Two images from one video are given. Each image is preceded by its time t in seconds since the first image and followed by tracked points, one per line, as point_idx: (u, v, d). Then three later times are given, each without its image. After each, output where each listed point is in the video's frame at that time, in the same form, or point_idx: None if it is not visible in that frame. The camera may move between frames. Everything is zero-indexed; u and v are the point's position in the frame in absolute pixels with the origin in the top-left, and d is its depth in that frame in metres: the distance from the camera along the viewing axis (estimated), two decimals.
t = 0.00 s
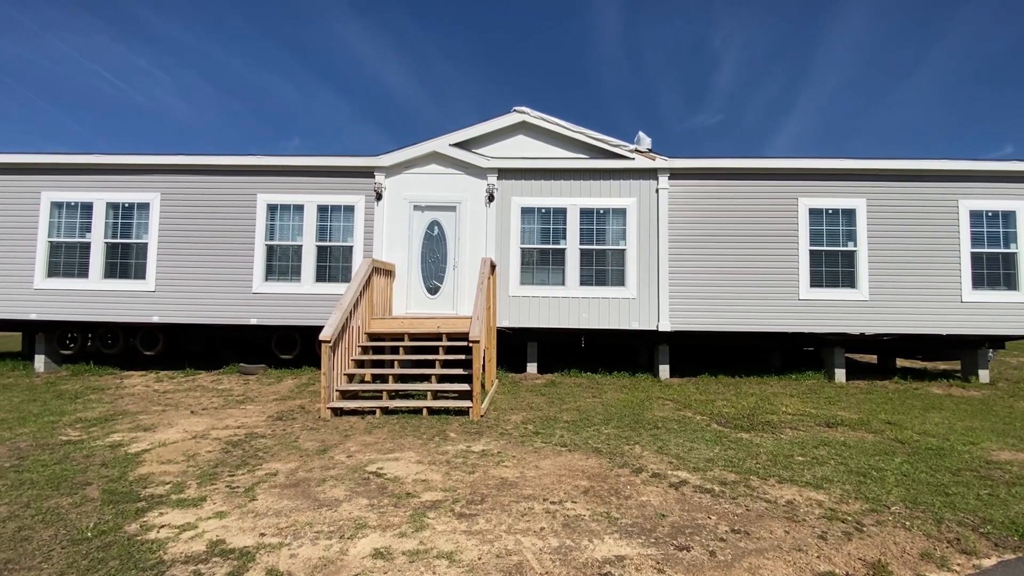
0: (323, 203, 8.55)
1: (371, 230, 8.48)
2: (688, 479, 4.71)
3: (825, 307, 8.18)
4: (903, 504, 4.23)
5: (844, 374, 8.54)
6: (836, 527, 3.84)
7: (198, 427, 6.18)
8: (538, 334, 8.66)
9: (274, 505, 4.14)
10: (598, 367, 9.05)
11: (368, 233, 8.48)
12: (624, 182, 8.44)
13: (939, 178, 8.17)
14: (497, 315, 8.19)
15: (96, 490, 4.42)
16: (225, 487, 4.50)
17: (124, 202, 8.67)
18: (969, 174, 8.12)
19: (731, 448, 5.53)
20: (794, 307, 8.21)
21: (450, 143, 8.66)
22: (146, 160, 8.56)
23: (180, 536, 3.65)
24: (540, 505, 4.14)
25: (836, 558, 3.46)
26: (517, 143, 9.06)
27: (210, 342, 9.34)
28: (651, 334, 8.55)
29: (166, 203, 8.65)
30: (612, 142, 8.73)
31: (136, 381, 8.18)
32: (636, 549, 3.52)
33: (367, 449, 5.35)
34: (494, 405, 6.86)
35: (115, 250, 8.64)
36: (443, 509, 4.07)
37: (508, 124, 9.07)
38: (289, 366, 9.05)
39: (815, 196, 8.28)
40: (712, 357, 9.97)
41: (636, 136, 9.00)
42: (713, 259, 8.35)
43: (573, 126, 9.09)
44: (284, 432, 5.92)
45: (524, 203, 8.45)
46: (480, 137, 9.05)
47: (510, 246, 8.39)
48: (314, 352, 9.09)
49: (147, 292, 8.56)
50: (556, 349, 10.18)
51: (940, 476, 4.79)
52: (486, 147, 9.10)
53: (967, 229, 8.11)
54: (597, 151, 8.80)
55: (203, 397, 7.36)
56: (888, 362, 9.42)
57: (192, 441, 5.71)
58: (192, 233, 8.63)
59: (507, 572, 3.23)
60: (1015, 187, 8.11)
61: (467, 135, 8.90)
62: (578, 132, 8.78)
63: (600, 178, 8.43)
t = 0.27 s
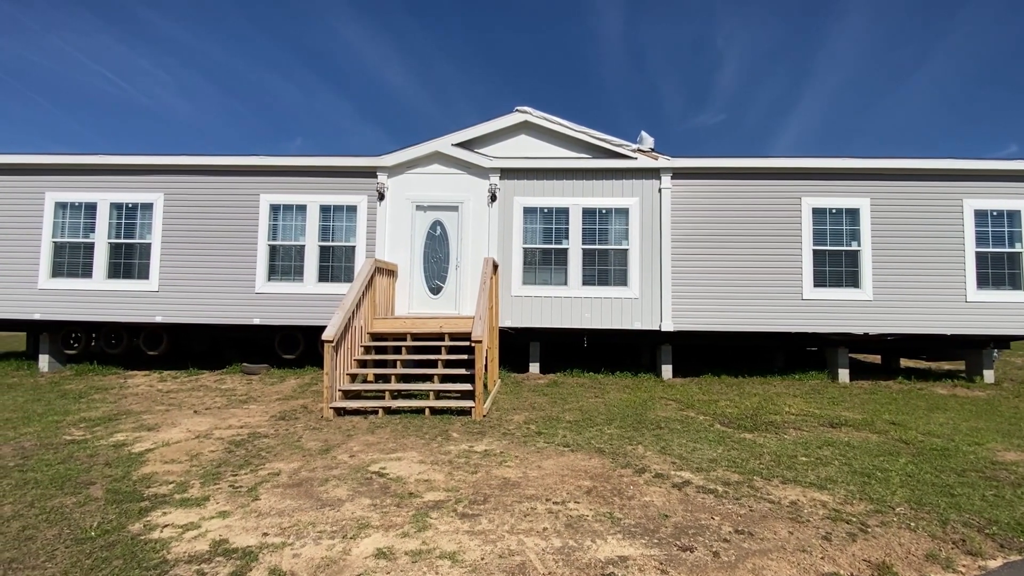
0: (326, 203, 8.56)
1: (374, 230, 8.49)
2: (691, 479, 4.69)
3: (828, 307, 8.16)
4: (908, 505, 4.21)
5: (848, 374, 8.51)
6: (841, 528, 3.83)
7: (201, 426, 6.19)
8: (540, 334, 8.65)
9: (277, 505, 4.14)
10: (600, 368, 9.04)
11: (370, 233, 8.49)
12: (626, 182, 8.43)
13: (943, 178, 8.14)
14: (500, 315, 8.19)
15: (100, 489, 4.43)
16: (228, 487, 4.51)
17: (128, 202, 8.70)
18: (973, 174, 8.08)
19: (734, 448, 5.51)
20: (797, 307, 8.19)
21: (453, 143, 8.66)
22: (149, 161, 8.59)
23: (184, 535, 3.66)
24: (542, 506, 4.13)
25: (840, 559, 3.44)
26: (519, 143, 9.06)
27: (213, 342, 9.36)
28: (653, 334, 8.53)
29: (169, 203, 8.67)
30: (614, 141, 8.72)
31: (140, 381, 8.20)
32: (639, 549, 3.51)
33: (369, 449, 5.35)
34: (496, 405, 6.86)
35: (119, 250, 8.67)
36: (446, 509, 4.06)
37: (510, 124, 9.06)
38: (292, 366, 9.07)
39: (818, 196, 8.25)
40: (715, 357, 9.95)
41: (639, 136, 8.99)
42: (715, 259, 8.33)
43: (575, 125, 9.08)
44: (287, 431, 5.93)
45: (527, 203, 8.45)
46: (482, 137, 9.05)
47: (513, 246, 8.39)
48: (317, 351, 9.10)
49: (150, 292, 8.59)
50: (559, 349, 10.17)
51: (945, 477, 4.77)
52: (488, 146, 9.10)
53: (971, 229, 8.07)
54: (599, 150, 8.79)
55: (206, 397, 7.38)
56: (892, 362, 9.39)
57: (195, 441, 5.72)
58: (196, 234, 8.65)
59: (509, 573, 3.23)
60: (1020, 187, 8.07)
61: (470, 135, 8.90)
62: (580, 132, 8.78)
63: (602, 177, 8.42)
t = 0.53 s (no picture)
0: (328, 203, 8.58)
1: (376, 230, 8.50)
2: (694, 479, 4.68)
3: (832, 307, 8.13)
4: (912, 505, 4.19)
5: (851, 374, 8.48)
6: (845, 528, 3.81)
7: (204, 426, 6.21)
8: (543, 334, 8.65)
9: (280, 504, 4.15)
10: (603, 368, 9.03)
11: (373, 233, 8.51)
12: (629, 182, 8.42)
13: (947, 177, 8.10)
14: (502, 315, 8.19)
15: (105, 488, 4.45)
16: (232, 486, 4.52)
17: (132, 202, 8.73)
18: (978, 173, 8.05)
19: (737, 448, 5.50)
20: (800, 307, 8.16)
21: (455, 143, 8.66)
22: (153, 161, 8.62)
23: (188, 534, 3.67)
24: (545, 506, 4.13)
25: (844, 559, 3.43)
26: (522, 143, 9.07)
27: (216, 341, 9.39)
28: (656, 334, 8.52)
29: (173, 203, 8.70)
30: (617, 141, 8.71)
31: (144, 380, 8.24)
32: (642, 550, 3.50)
33: (372, 449, 5.36)
34: (499, 405, 6.86)
35: (123, 250, 8.70)
36: (449, 508, 4.07)
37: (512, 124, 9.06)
38: (295, 365, 9.09)
39: (822, 196, 8.23)
40: (718, 357, 9.93)
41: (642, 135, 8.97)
42: (718, 259, 8.32)
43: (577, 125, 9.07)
44: (290, 431, 5.94)
45: (529, 203, 8.45)
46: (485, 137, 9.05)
47: (515, 246, 8.39)
48: (319, 351, 9.12)
49: (154, 292, 8.62)
50: (561, 349, 10.16)
51: (949, 478, 4.75)
52: (491, 146, 9.10)
53: (976, 228, 8.04)
54: (602, 150, 8.79)
55: (209, 396, 7.40)
56: (895, 362, 9.36)
57: (198, 441, 5.74)
58: (199, 234, 8.68)
59: (512, 573, 3.23)
60: None
61: (472, 135, 8.90)
62: (583, 132, 8.77)
63: (605, 177, 8.41)
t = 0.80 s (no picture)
0: (331, 203, 8.59)
1: (379, 231, 8.51)
2: (696, 480, 4.68)
3: (835, 307, 8.10)
4: (916, 506, 4.17)
5: (855, 374, 8.45)
6: (848, 529, 3.80)
7: (208, 425, 6.24)
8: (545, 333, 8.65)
9: (284, 504, 4.17)
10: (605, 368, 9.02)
11: (375, 233, 8.52)
12: (631, 182, 8.41)
13: (952, 176, 8.06)
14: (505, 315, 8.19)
15: (109, 487, 4.48)
16: (235, 485, 4.54)
17: (136, 203, 8.76)
18: (982, 172, 8.01)
19: (740, 449, 5.49)
20: (804, 306, 8.14)
21: (457, 143, 8.67)
22: (157, 162, 8.65)
23: (192, 533, 3.69)
24: (548, 505, 4.13)
25: (848, 560, 3.42)
26: (524, 143, 9.06)
27: (219, 341, 9.42)
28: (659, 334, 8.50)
29: (176, 203, 8.73)
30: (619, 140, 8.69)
31: (148, 380, 8.25)
32: (645, 550, 3.50)
33: (375, 449, 5.37)
34: (501, 405, 6.86)
35: (127, 250, 8.74)
36: (451, 508, 4.07)
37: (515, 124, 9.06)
38: (298, 365, 9.11)
39: (825, 195, 8.20)
40: (720, 356, 9.91)
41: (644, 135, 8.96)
42: (721, 259, 8.30)
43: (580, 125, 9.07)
44: (293, 431, 5.96)
45: (531, 203, 8.45)
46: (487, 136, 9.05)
47: (517, 246, 8.39)
48: (322, 351, 9.14)
49: (158, 292, 8.65)
50: (564, 349, 10.16)
51: (953, 478, 4.73)
52: (493, 146, 9.10)
53: (981, 227, 8.00)
54: (604, 150, 8.78)
55: (212, 396, 7.42)
56: (899, 362, 9.32)
57: (202, 440, 5.76)
58: (202, 234, 8.71)
59: (515, 572, 3.23)
60: None
61: (474, 135, 8.91)
62: (585, 131, 8.76)
63: (607, 177, 8.40)
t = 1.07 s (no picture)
0: (334, 203, 8.61)
1: (381, 231, 8.53)
2: (699, 480, 4.67)
3: (839, 307, 8.07)
4: (920, 506, 4.16)
5: (858, 374, 8.42)
6: (852, 530, 3.79)
7: (211, 425, 6.26)
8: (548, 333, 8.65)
9: (287, 503, 4.18)
10: (608, 368, 9.02)
11: (378, 233, 8.53)
12: (633, 181, 8.40)
13: (956, 175, 8.03)
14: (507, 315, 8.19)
15: (114, 487, 4.50)
16: (239, 485, 4.55)
17: (140, 203, 8.80)
18: (987, 171, 7.97)
19: (743, 449, 5.48)
20: (807, 306, 8.11)
21: (460, 143, 8.68)
22: (161, 162, 8.68)
23: (195, 532, 3.70)
24: (550, 505, 4.13)
25: (852, 561, 3.41)
26: (526, 143, 9.06)
27: (222, 341, 9.45)
28: (661, 334, 8.49)
29: (180, 204, 8.76)
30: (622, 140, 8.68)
31: (151, 380, 8.27)
32: (648, 550, 3.49)
33: (377, 448, 5.37)
34: (503, 405, 6.87)
35: (131, 251, 8.77)
36: (454, 508, 4.08)
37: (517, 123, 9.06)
38: (301, 365, 9.13)
39: (828, 195, 8.18)
40: (723, 356, 9.89)
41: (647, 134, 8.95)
42: (724, 258, 8.28)
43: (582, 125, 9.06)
44: (296, 430, 5.97)
45: (534, 203, 8.45)
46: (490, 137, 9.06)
47: (520, 246, 8.39)
48: (325, 351, 9.16)
49: (162, 292, 8.68)
50: (566, 349, 10.16)
51: (958, 479, 4.71)
52: (495, 146, 9.10)
53: (985, 227, 7.96)
54: (607, 150, 8.77)
55: (216, 396, 7.45)
56: (903, 362, 9.28)
57: (205, 439, 5.78)
58: (206, 234, 8.73)
59: (518, 572, 3.23)
60: None
61: (477, 135, 8.91)
62: (588, 131, 8.76)
63: (610, 177, 8.40)
